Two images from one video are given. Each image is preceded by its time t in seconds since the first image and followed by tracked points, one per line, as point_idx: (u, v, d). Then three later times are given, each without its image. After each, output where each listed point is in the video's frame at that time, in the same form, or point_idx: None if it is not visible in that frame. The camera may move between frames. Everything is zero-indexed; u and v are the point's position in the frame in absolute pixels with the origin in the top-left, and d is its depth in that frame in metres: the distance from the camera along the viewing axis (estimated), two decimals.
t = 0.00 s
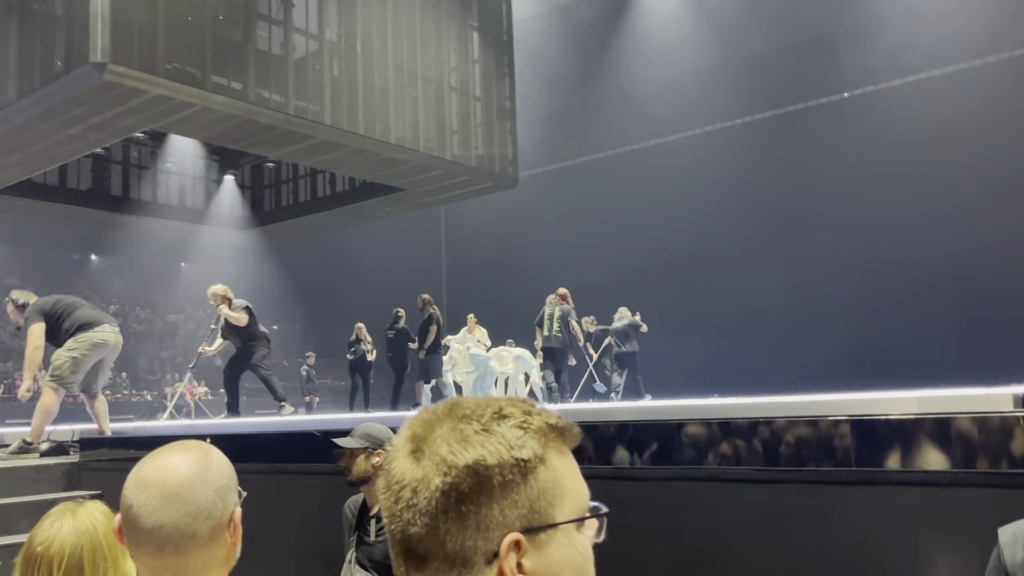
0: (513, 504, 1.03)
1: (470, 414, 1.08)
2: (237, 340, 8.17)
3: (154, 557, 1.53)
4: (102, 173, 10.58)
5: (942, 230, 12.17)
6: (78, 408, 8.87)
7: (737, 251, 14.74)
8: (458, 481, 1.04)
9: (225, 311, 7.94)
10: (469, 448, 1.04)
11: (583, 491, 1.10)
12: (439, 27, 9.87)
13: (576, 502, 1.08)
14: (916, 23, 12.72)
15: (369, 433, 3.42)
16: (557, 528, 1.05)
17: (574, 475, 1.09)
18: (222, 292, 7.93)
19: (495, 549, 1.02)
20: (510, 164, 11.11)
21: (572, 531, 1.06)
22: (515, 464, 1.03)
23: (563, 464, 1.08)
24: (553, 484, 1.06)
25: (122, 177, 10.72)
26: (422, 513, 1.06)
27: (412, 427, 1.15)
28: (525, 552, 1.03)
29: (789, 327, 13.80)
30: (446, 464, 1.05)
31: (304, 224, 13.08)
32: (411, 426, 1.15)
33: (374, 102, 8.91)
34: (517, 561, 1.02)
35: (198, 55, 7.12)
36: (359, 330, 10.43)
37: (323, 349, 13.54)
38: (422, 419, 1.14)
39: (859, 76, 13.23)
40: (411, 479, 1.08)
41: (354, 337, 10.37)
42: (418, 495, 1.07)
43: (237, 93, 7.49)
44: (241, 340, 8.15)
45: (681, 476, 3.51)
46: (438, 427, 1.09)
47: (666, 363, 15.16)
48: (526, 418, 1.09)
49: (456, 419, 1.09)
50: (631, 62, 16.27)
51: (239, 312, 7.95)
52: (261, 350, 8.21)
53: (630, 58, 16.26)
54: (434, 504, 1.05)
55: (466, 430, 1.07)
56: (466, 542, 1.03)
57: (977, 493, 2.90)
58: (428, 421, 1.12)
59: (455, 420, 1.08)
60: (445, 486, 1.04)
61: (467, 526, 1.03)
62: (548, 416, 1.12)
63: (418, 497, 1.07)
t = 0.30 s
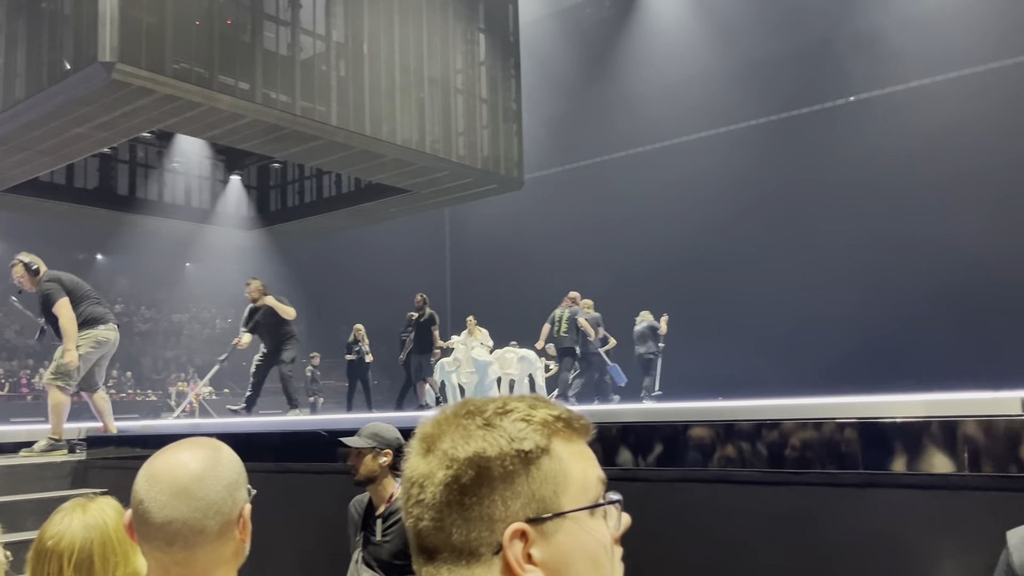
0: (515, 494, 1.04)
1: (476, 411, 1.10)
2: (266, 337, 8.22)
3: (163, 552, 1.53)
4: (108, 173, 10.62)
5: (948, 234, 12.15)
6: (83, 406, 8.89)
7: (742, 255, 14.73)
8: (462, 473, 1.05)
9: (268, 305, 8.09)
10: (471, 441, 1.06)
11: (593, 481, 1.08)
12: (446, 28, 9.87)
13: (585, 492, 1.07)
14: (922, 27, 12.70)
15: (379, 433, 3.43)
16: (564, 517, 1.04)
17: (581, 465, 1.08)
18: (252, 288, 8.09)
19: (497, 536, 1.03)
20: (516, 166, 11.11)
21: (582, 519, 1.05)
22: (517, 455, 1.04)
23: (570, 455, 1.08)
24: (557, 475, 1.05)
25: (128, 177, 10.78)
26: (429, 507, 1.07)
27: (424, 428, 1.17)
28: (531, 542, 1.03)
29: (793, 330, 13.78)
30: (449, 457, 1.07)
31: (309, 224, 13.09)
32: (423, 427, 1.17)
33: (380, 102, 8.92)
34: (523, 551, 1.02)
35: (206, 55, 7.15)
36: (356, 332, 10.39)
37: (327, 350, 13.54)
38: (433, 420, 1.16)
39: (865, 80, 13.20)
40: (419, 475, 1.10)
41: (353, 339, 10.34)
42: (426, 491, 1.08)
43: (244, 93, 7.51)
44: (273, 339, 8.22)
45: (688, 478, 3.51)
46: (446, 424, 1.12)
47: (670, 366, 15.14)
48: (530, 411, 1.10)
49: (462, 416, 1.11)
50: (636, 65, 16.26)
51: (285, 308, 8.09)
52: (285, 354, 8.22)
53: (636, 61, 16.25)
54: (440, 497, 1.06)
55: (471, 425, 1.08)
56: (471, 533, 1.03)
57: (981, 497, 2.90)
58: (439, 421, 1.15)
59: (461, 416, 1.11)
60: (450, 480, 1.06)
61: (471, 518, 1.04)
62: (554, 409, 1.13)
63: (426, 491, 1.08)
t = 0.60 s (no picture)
0: (523, 497, 1.02)
1: (484, 415, 1.09)
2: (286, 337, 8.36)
3: (166, 554, 1.51)
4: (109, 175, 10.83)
5: (948, 241, 12.16)
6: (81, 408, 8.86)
7: (743, 261, 14.73)
8: (469, 478, 1.03)
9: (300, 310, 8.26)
10: (476, 446, 1.04)
11: (602, 483, 1.06)
12: (450, 30, 9.87)
13: (594, 495, 1.05)
14: (926, 33, 12.71)
15: (381, 438, 3.40)
16: (573, 521, 1.02)
17: (589, 468, 1.06)
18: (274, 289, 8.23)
19: (504, 541, 1.01)
20: (518, 169, 11.09)
21: (591, 524, 1.03)
22: (522, 459, 1.02)
23: (576, 456, 1.06)
24: (564, 479, 1.03)
25: (130, 179, 10.95)
26: (435, 515, 1.05)
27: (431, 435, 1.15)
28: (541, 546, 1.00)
29: (794, 336, 13.76)
30: (455, 464, 1.05)
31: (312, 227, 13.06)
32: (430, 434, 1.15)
33: (383, 104, 8.90)
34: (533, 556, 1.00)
35: (209, 56, 7.15)
36: (354, 333, 10.39)
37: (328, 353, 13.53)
38: (439, 426, 1.14)
39: (868, 86, 13.21)
40: (425, 481, 1.09)
41: (349, 342, 10.33)
42: (434, 497, 1.06)
43: (246, 95, 7.51)
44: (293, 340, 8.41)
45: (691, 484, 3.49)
46: (453, 430, 1.10)
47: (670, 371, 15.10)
48: (536, 416, 1.08)
49: (469, 421, 1.09)
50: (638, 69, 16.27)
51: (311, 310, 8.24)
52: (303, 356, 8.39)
53: (638, 66, 16.26)
54: (447, 504, 1.04)
55: (477, 430, 1.07)
56: (478, 538, 1.01)
57: (985, 504, 2.88)
58: (445, 426, 1.13)
59: (467, 422, 1.09)
60: (457, 486, 1.04)
61: (478, 523, 1.02)
62: (561, 412, 1.11)
63: (433, 498, 1.06)
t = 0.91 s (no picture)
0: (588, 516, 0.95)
1: (542, 417, 0.96)
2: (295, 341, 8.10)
3: (158, 554, 1.50)
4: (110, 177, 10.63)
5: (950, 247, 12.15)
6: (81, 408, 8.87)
7: (744, 266, 14.72)
8: (552, 491, 0.90)
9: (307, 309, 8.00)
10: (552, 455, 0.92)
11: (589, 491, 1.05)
12: (451, 34, 9.89)
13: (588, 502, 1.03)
14: (927, 40, 12.72)
15: (377, 441, 3.39)
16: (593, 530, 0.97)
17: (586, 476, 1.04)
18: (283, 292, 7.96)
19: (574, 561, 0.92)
20: (519, 173, 11.09)
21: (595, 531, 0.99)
22: (584, 471, 0.94)
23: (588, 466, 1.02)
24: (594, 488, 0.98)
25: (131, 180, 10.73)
26: (508, 527, 0.89)
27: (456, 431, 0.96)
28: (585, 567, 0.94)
29: (795, 341, 13.74)
30: (535, 472, 0.90)
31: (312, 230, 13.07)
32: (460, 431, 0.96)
33: (384, 107, 8.91)
34: None
35: (211, 58, 7.16)
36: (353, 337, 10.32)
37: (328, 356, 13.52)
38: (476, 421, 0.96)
39: (869, 92, 13.21)
40: (485, 489, 0.90)
41: (347, 343, 10.29)
42: (500, 508, 0.89)
43: (247, 97, 7.51)
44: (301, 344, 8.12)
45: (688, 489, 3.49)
46: (512, 430, 0.94)
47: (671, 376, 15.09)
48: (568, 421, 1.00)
49: (530, 421, 0.95)
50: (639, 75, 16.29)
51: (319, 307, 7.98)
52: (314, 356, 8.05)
53: (640, 70, 16.29)
54: (520, 517, 0.89)
55: (549, 438, 0.94)
56: (548, 551, 0.90)
57: (983, 510, 2.87)
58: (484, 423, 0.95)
59: (535, 423, 0.94)
60: (536, 497, 0.90)
61: (552, 538, 0.91)
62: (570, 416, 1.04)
63: (500, 508, 0.89)
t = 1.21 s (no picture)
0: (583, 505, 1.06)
1: (546, 424, 1.03)
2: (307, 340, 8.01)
3: (155, 556, 1.54)
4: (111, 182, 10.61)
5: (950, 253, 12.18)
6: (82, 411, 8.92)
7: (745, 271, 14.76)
8: (575, 495, 0.99)
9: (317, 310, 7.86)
10: (568, 460, 1.00)
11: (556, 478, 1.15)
12: (452, 40, 9.92)
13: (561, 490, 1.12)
14: (929, 46, 12.73)
15: (375, 445, 3.42)
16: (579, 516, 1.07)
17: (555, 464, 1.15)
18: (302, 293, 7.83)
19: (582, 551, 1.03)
20: (519, 178, 11.12)
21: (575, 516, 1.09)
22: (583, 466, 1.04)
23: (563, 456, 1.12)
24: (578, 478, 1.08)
25: (133, 184, 10.78)
26: (544, 537, 0.96)
27: (470, 452, 0.99)
28: (583, 554, 1.04)
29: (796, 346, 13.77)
30: (559, 479, 0.98)
31: (313, 235, 13.12)
32: (475, 451, 0.99)
33: (385, 113, 8.95)
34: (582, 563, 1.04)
35: (213, 64, 7.21)
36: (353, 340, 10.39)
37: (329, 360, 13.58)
38: (489, 439, 0.99)
39: (870, 97, 13.23)
40: (520, 505, 0.95)
41: (347, 346, 10.33)
42: (536, 520, 0.95)
43: (249, 102, 7.56)
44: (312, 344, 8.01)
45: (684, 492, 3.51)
46: (528, 442, 0.99)
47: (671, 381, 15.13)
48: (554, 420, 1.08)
49: (541, 431, 1.02)
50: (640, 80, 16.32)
51: (331, 312, 7.85)
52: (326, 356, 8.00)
53: (641, 75, 16.32)
54: (552, 524, 0.96)
55: (560, 445, 1.02)
56: (571, 546, 0.99)
57: (975, 515, 2.90)
58: (498, 439, 1.00)
59: (547, 435, 1.01)
60: (563, 505, 0.98)
61: (574, 534, 0.99)
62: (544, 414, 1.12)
63: (537, 520, 0.95)
